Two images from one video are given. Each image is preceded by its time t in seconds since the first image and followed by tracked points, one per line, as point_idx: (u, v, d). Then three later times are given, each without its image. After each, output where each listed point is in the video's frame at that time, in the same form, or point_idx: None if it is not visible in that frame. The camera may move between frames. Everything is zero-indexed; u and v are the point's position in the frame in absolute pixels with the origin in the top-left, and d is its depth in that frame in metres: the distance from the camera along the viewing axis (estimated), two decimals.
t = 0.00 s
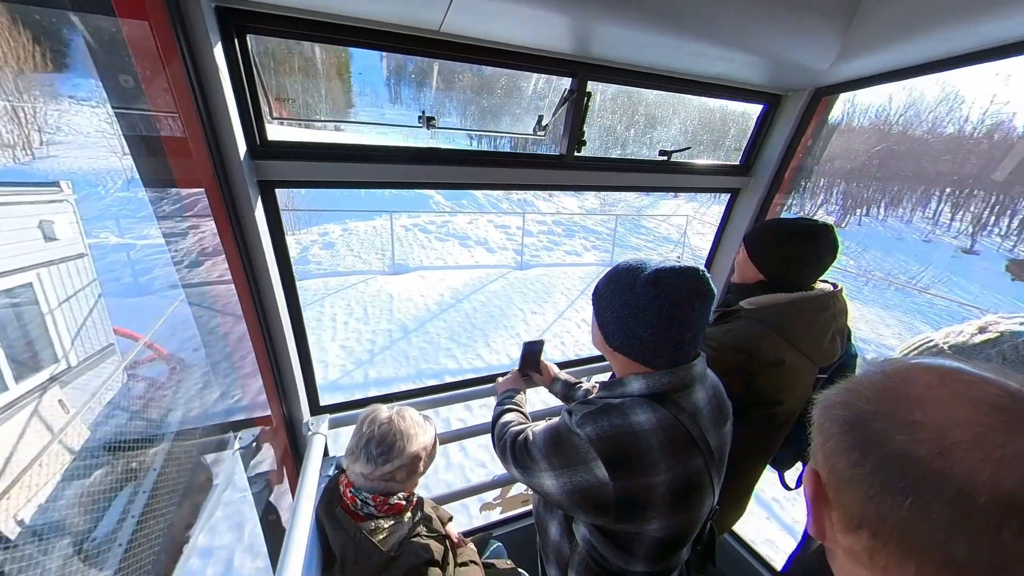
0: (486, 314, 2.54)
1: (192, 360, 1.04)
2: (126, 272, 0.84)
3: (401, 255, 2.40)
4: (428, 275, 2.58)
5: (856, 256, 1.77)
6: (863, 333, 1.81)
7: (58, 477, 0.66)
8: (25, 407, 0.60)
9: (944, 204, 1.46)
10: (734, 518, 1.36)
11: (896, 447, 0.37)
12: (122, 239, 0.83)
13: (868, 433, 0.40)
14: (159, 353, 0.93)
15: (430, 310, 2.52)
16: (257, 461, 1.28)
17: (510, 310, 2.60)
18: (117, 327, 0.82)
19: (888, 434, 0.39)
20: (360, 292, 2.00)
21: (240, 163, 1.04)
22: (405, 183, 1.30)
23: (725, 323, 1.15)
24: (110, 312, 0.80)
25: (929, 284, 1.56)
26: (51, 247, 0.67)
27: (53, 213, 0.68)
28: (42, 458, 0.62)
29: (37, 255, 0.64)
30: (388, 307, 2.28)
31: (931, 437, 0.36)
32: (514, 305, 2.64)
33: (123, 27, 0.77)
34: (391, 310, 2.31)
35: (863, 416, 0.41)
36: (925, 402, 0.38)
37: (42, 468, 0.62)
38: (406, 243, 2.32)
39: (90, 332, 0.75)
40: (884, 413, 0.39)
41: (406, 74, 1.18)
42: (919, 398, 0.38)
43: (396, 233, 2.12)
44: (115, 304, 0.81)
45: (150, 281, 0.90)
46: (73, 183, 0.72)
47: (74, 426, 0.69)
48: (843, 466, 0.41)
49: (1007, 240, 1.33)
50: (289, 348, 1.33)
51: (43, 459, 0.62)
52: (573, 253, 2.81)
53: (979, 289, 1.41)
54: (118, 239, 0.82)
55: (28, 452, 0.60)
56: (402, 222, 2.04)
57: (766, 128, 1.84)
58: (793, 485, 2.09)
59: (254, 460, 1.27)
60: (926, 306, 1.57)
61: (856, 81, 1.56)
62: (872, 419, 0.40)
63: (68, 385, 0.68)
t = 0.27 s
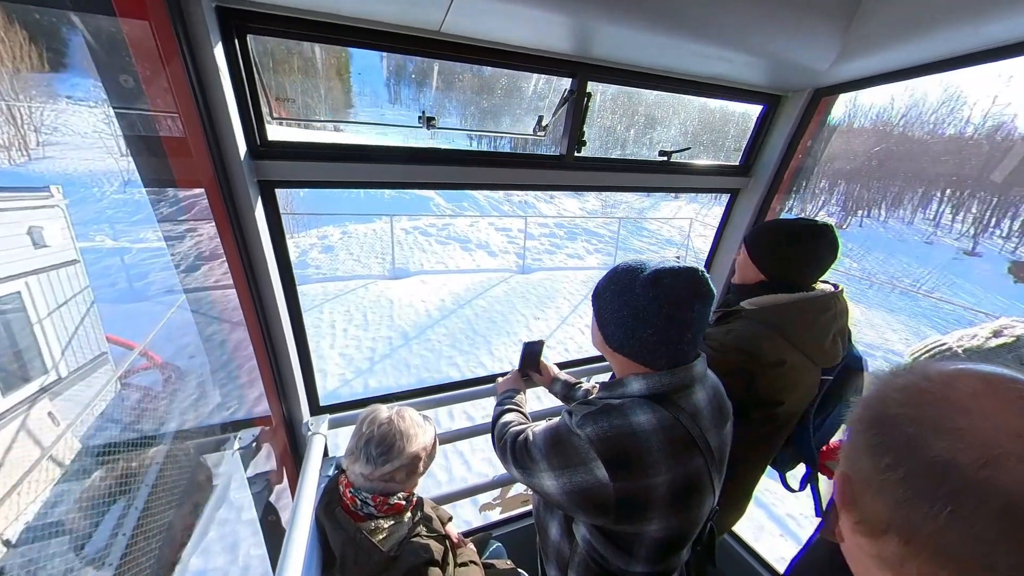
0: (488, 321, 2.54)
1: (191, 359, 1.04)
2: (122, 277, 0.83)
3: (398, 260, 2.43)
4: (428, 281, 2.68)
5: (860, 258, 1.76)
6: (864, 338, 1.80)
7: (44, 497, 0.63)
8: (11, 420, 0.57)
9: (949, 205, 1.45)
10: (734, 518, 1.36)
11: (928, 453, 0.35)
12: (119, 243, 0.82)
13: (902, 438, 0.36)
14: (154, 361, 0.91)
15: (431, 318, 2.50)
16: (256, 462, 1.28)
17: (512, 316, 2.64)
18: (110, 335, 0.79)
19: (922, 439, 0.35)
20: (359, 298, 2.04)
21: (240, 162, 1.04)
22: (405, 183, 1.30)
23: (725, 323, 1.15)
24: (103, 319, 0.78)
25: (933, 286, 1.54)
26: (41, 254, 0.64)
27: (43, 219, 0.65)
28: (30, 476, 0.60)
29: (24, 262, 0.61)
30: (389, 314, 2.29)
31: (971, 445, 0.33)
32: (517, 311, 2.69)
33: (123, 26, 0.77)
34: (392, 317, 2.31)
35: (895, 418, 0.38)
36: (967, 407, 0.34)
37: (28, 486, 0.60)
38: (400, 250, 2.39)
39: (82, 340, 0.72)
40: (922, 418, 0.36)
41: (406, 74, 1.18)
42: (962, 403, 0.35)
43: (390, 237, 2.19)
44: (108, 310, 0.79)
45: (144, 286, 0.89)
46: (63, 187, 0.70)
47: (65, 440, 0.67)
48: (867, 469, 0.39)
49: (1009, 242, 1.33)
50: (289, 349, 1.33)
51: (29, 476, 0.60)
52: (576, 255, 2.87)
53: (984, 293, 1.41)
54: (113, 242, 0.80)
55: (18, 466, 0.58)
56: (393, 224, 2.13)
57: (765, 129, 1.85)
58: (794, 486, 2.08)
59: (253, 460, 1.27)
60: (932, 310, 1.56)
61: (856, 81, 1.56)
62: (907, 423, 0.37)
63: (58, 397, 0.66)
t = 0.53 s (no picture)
0: (489, 327, 2.53)
1: (187, 359, 1.03)
2: (115, 282, 0.82)
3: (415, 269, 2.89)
4: (429, 286, 2.89)
5: (863, 261, 1.75)
6: (868, 341, 1.80)
7: (35, 512, 0.62)
8: None
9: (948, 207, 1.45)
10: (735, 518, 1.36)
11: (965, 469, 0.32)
12: (114, 247, 0.82)
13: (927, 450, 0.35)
14: (146, 370, 0.90)
15: (432, 323, 2.61)
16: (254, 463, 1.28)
17: (514, 321, 2.64)
18: (102, 343, 0.78)
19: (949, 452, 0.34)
20: (359, 302, 2.15)
21: (237, 162, 1.03)
22: (406, 183, 1.30)
23: (724, 323, 1.14)
24: (94, 327, 0.76)
25: (937, 289, 1.54)
26: (28, 261, 0.63)
27: (28, 226, 0.63)
28: (16, 494, 0.59)
29: (9, 271, 0.59)
30: (388, 321, 2.41)
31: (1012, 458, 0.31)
32: (519, 317, 2.69)
33: (119, 24, 0.76)
34: (392, 323, 2.44)
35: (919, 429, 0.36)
36: (987, 416, 0.33)
37: (16, 504, 0.59)
38: (418, 262, 2.90)
39: (71, 350, 0.70)
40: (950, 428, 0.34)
41: (405, 74, 1.18)
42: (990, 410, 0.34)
43: (409, 249, 2.77)
44: (100, 317, 0.78)
45: (139, 291, 0.89)
46: (56, 193, 0.69)
47: (55, 454, 0.65)
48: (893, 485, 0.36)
49: (1009, 243, 1.33)
50: (286, 349, 1.33)
51: (19, 491, 0.59)
52: (577, 259, 3.18)
53: (987, 297, 1.41)
54: (108, 247, 0.80)
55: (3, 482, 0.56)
56: (416, 239, 2.79)
57: (764, 129, 1.85)
58: (794, 486, 2.08)
59: (251, 461, 1.26)
60: (937, 313, 1.56)
61: (857, 81, 1.56)
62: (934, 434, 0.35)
63: (47, 409, 0.65)
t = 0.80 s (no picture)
0: (492, 334, 2.46)
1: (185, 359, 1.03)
2: (108, 288, 0.79)
3: (414, 273, 2.96)
4: (428, 291, 2.90)
5: (865, 263, 1.76)
6: (870, 346, 1.80)
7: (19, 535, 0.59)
8: None
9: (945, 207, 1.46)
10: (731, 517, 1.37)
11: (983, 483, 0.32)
12: (109, 251, 0.80)
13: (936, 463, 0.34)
14: (140, 380, 0.87)
15: (432, 330, 2.52)
16: (252, 463, 1.27)
17: (515, 328, 2.57)
18: (92, 352, 0.75)
19: (960, 466, 0.33)
20: (357, 307, 2.21)
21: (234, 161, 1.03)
22: (405, 183, 1.30)
23: (722, 322, 1.15)
24: (84, 336, 0.74)
25: (940, 293, 1.54)
26: (17, 269, 0.60)
27: (16, 233, 0.60)
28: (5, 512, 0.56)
29: None
30: (388, 328, 2.37)
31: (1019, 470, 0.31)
32: (520, 323, 2.63)
33: (115, 23, 0.76)
34: (391, 330, 2.39)
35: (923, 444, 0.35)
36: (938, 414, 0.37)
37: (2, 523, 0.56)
38: (418, 266, 3.00)
39: (60, 360, 0.68)
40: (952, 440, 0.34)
41: (404, 74, 1.18)
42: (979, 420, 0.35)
43: (404, 252, 2.89)
44: (90, 324, 0.75)
45: (133, 297, 0.86)
46: (45, 196, 0.66)
47: (42, 471, 0.63)
48: (909, 505, 0.34)
49: (1009, 245, 1.33)
50: (284, 348, 1.32)
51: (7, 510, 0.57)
52: (579, 263, 3.25)
53: (988, 301, 1.41)
54: (103, 250, 0.78)
55: None
56: (410, 244, 2.93)
57: (762, 130, 1.85)
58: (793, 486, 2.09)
59: (248, 461, 1.26)
60: (941, 317, 1.55)
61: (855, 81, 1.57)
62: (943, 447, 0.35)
63: (34, 423, 0.62)
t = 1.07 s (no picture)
0: (493, 339, 2.42)
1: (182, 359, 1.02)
2: (99, 294, 0.77)
3: (414, 277, 2.92)
4: (428, 296, 2.87)
5: (868, 263, 1.76)
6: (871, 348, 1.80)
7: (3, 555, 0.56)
8: None
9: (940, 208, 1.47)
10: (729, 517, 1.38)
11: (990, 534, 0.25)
12: (102, 254, 0.78)
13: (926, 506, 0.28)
14: (132, 390, 0.85)
15: (432, 336, 2.47)
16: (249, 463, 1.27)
17: (517, 334, 2.52)
18: (82, 362, 0.72)
19: (936, 480, 0.29)
20: (356, 313, 2.16)
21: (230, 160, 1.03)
22: (404, 182, 1.30)
23: (721, 323, 1.15)
24: (73, 347, 0.71)
25: (942, 296, 1.53)
26: None
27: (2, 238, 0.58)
28: None
29: None
30: (388, 334, 2.31)
31: None
32: (523, 330, 2.57)
33: (111, 21, 0.76)
34: (391, 337, 2.33)
35: (906, 482, 0.29)
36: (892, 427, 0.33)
37: None
38: (417, 270, 2.97)
39: (48, 371, 0.65)
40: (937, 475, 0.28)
41: (402, 74, 1.18)
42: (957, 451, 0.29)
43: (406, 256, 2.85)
44: (80, 331, 0.72)
45: (125, 304, 0.83)
46: (30, 203, 0.64)
47: (30, 489, 0.61)
48: (903, 534, 0.28)
49: (1009, 246, 1.33)
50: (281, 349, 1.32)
51: None
52: (579, 266, 3.09)
53: (989, 303, 1.40)
54: (96, 253, 0.77)
55: None
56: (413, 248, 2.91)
57: (760, 130, 1.86)
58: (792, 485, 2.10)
59: (246, 462, 1.26)
60: (944, 321, 1.54)
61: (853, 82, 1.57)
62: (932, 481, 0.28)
63: (20, 438, 0.59)
